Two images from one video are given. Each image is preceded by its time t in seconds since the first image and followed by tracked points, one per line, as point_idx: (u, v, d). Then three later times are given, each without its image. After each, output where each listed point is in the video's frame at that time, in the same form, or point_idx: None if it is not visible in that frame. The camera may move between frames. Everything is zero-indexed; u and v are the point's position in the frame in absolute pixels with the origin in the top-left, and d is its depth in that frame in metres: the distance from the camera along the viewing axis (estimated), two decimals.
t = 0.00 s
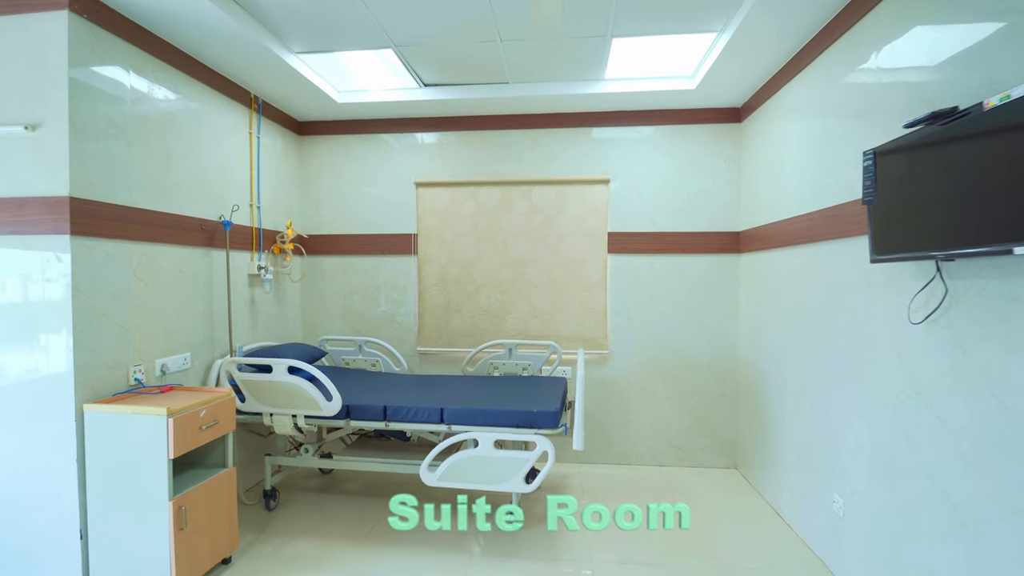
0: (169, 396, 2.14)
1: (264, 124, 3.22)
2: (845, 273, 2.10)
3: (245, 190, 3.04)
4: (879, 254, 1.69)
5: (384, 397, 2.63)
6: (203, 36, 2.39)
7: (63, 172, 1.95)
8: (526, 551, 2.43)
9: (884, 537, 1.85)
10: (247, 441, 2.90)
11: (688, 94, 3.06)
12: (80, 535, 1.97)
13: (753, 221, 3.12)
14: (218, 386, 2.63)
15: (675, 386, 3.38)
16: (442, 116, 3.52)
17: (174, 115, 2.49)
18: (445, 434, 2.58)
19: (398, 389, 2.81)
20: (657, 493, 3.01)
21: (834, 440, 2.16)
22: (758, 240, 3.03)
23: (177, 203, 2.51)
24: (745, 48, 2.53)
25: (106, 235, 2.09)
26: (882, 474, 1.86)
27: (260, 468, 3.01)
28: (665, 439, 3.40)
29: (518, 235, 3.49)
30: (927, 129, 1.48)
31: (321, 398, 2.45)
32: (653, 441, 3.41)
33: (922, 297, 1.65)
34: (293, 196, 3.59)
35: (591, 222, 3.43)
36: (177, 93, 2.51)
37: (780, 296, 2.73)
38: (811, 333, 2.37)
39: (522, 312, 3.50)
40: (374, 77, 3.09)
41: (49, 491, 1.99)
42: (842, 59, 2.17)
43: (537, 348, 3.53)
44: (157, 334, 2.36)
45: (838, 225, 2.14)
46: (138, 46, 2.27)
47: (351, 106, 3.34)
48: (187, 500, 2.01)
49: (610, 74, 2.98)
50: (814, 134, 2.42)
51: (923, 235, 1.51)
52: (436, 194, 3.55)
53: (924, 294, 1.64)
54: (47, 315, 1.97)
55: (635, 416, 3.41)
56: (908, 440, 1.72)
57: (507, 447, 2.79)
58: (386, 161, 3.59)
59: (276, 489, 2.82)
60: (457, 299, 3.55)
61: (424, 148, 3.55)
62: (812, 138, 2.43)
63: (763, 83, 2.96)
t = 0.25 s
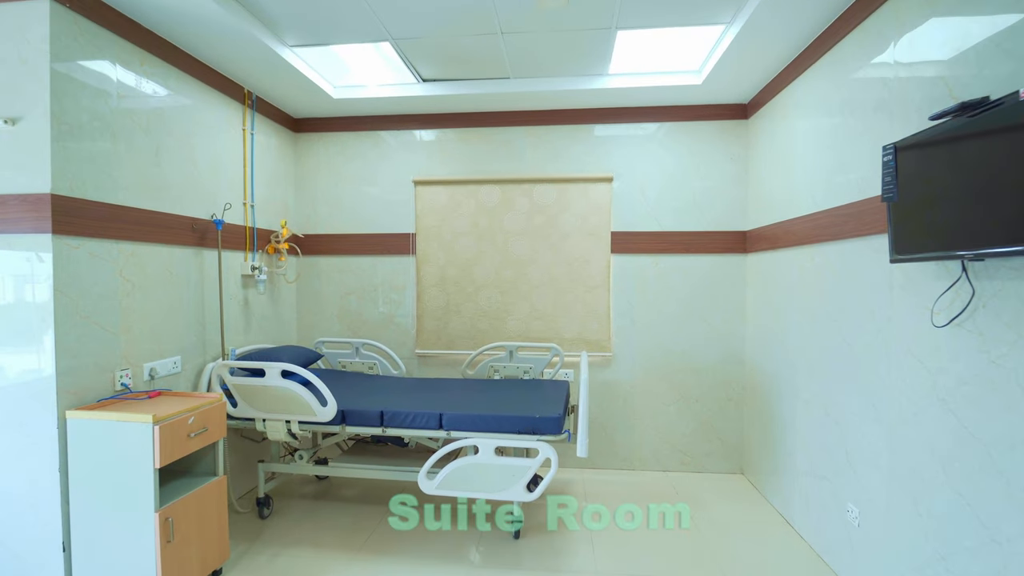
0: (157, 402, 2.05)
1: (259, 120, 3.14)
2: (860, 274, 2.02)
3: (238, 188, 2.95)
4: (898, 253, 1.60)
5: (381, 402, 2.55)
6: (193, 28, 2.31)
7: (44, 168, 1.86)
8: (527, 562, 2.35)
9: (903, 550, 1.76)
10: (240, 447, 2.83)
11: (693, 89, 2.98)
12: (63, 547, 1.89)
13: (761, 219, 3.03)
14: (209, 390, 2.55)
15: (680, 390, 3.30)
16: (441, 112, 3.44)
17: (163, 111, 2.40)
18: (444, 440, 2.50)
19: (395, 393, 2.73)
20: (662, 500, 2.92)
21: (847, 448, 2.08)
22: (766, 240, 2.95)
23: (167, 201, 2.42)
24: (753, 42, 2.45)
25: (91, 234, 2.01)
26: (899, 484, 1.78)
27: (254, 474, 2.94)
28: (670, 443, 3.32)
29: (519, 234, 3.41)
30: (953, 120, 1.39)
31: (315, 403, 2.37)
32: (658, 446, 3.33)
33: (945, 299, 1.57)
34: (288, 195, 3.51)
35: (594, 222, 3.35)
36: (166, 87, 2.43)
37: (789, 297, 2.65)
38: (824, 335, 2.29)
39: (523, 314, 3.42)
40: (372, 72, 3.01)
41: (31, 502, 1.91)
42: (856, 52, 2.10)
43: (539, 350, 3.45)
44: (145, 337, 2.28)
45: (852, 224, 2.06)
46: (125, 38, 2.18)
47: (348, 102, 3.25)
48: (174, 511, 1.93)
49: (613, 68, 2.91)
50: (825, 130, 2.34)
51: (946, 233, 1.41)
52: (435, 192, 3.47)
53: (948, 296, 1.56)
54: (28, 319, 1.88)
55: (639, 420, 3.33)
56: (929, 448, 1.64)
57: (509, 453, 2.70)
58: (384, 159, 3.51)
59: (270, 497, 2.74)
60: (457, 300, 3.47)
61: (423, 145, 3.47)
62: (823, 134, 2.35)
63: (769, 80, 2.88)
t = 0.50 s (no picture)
0: (148, 408, 2.00)
1: (254, 119, 3.09)
2: (867, 276, 1.97)
3: (232, 189, 2.90)
4: (911, 256, 1.54)
5: (377, 407, 2.49)
6: (186, 25, 2.26)
7: (30, 167, 1.81)
8: (528, 571, 2.29)
9: (914, 562, 1.71)
10: (234, 453, 2.78)
11: (696, 88, 2.93)
12: (48, 558, 1.83)
13: (765, 220, 2.98)
14: (202, 395, 2.50)
15: (682, 394, 3.24)
16: (439, 112, 3.39)
17: (155, 109, 2.35)
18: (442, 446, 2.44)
19: (393, 397, 2.67)
20: (665, 507, 2.86)
21: (856, 454, 2.02)
22: (771, 241, 2.90)
23: (158, 202, 2.37)
24: (758, 39, 2.40)
25: (78, 235, 1.95)
26: (910, 493, 1.72)
27: (248, 480, 2.89)
28: (672, 448, 3.26)
29: (519, 236, 3.35)
30: (969, 117, 1.33)
31: (310, 408, 2.31)
32: (660, 451, 3.27)
33: (960, 302, 1.52)
34: (284, 196, 3.46)
35: (595, 223, 3.30)
36: (159, 85, 2.37)
37: (795, 299, 2.59)
38: (830, 338, 2.24)
39: (523, 316, 3.36)
40: (369, 71, 2.96)
41: (14, 512, 1.85)
42: (863, 48, 2.04)
43: (539, 353, 3.40)
44: (135, 341, 2.22)
45: (860, 225, 2.00)
46: (115, 34, 2.13)
47: (344, 101, 3.21)
48: (163, 522, 1.87)
49: (615, 67, 2.86)
50: (832, 129, 2.29)
51: (961, 235, 1.35)
52: (433, 193, 3.42)
53: (964, 300, 1.51)
54: (12, 324, 1.83)
55: (641, 424, 3.28)
56: (943, 457, 1.58)
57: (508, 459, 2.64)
58: (382, 159, 3.46)
59: (264, 503, 2.68)
60: (455, 302, 3.41)
61: (421, 145, 3.42)
62: (829, 133, 2.30)
63: (774, 77, 2.83)
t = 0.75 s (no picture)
0: (144, 411, 1.99)
1: (252, 120, 3.08)
2: (869, 278, 1.95)
3: (230, 190, 2.89)
4: (915, 258, 1.51)
5: (376, 409, 2.47)
6: (183, 25, 2.25)
7: (25, 168, 1.79)
8: None
9: (918, 567, 1.69)
10: (232, 456, 2.76)
11: (697, 88, 2.92)
12: (43, 563, 1.82)
13: (766, 222, 2.96)
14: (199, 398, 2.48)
15: (683, 396, 3.22)
16: (439, 113, 3.37)
17: (152, 110, 2.33)
18: (441, 449, 2.42)
19: (392, 400, 2.65)
20: (666, 510, 2.84)
21: (859, 458, 2.00)
22: (772, 242, 2.88)
23: (155, 203, 2.35)
24: (758, 39, 2.39)
25: (74, 237, 1.94)
26: (914, 497, 1.70)
27: (246, 484, 2.88)
28: (672, 451, 3.24)
29: (519, 237, 3.34)
30: (975, 117, 1.31)
31: (308, 411, 2.30)
32: (661, 453, 3.25)
33: (965, 304, 1.50)
34: (283, 197, 3.45)
35: (595, 224, 3.28)
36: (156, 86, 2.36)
37: (796, 301, 2.57)
38: (832, 341, 2.22)
39: (523, 318, 3.34)
40: (368, 72, 2.95)
41: (9, 517, 1.83)
42: (866, 48, 2.03)
43: (539, 355, 3.38)
44: (131, 343, 2.20)
45: (863, 226, 1.99)
46: (111, 34, 2.12)
47: (343, 102, 3.19)
48: (159, 526, 1.85)
49: (615, 67, 2.84)
50: (833, 130, 2.27)
51: (967, 236, 1.33)
52: (433, 194, 3.40)
53: (969, 302, 1.49)
54: (7, 328, 1.81)
55: (641, 427, 3.26)
56: (948, 461, 1.56)
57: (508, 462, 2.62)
58: (381, 161, 3.45)
59: (262, 507, 2.66)
60: (455, 304, 3.40)
61: (421, 146, 3.41)
62: (831, 133, 2.28)
63: (775, 78, 2.82)
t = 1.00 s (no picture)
0: (144, 412, 2.00)
1: (252, 122, 3.09)
2: (867, 279, 1.96)
3: (230, 192, 2.90)
4: (912, 259, 1.52)
5: (374, 410, 2.48)
6: (184, 28, 2.26)
7: (26, 170, 1.80)
8: None
9: (915, 568, 1.69)
10: (232, 456, 2.77)
11: (695, 90, 2.93)
12: (43, 563, 1.82)
13: (765, 223, 2.97)
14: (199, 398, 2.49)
15: (682, 397, 3.23)
16: (438, 115, 3.38)
17: (152, 111, 2.35)
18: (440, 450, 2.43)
19: (391, 401, 2.66)
20: (664, 511, 2.85)
21: (856, 459, 2.01)
22: (771, 243, 2.89)
23: (155, 204, 2.36)
24: (756, 41, 2.39)
25: (74, 238, 1.95)
26: (911, 498, 1.70)
27: (246, 484, 2.89)
28: (671, 452, 3.25)
29: (518, 239, 3.35)
30: (971, 119, 1.31)
31: (307, 412, 2.30)
32: (659, 454, 3.26)
33: (961, 306, 1.50)
34: (283, 199, 3.46)
35: (594, 225, 3.29)
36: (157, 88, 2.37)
37: (795, 302, 2.58)
38: (830, 342, 2.22)
39: (522, 319, 3.35)
40: (367, 74, 2.96)
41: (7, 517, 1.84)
42: (864, 51, 2.03)
43: (538, 357, 3.38)
44: (131, 344, 2.21)
45: (860, 228, 1.99)
46: (111, 37, 2.13)
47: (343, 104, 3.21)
48: (158, 526, 1.86)
49: (613, 69, 2.85)
50: (831, 132, 2.28)
51: (965, 237, 1.33)
52: (432, 195, 3.41)
53: (965, 303, 1.49)
54: (7, 329, 1.82)
55: (640, 428, 3.26)
56: (944, 463, 1.57)
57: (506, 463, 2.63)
58: (380, 162, 3.46)
59: (261, 507, 2.67)
60: (454, 305, 3.40)
61: (420, 148, 3.42)
62: (829, 135, 2.29)
63: (774, 80, 2.82)
